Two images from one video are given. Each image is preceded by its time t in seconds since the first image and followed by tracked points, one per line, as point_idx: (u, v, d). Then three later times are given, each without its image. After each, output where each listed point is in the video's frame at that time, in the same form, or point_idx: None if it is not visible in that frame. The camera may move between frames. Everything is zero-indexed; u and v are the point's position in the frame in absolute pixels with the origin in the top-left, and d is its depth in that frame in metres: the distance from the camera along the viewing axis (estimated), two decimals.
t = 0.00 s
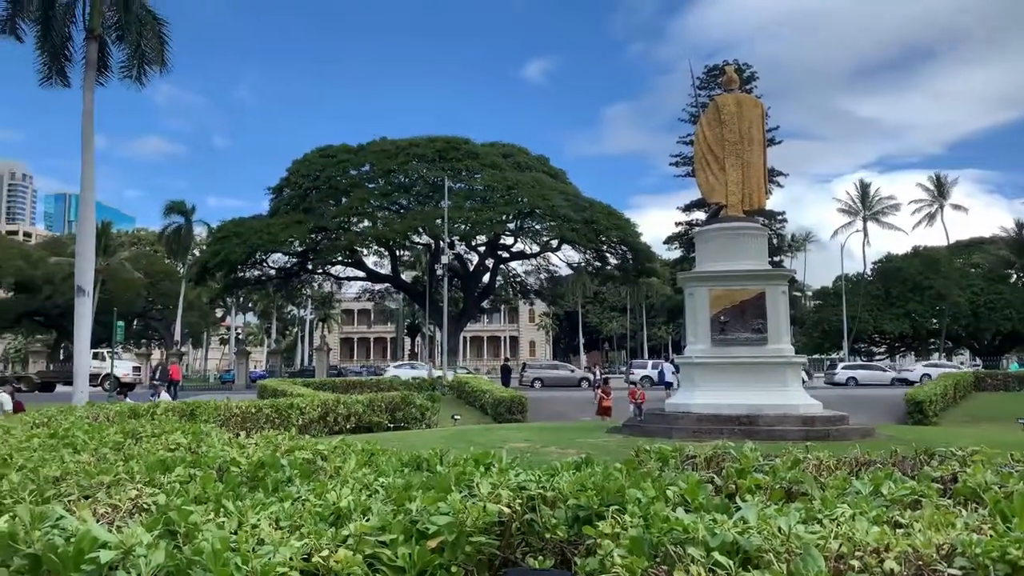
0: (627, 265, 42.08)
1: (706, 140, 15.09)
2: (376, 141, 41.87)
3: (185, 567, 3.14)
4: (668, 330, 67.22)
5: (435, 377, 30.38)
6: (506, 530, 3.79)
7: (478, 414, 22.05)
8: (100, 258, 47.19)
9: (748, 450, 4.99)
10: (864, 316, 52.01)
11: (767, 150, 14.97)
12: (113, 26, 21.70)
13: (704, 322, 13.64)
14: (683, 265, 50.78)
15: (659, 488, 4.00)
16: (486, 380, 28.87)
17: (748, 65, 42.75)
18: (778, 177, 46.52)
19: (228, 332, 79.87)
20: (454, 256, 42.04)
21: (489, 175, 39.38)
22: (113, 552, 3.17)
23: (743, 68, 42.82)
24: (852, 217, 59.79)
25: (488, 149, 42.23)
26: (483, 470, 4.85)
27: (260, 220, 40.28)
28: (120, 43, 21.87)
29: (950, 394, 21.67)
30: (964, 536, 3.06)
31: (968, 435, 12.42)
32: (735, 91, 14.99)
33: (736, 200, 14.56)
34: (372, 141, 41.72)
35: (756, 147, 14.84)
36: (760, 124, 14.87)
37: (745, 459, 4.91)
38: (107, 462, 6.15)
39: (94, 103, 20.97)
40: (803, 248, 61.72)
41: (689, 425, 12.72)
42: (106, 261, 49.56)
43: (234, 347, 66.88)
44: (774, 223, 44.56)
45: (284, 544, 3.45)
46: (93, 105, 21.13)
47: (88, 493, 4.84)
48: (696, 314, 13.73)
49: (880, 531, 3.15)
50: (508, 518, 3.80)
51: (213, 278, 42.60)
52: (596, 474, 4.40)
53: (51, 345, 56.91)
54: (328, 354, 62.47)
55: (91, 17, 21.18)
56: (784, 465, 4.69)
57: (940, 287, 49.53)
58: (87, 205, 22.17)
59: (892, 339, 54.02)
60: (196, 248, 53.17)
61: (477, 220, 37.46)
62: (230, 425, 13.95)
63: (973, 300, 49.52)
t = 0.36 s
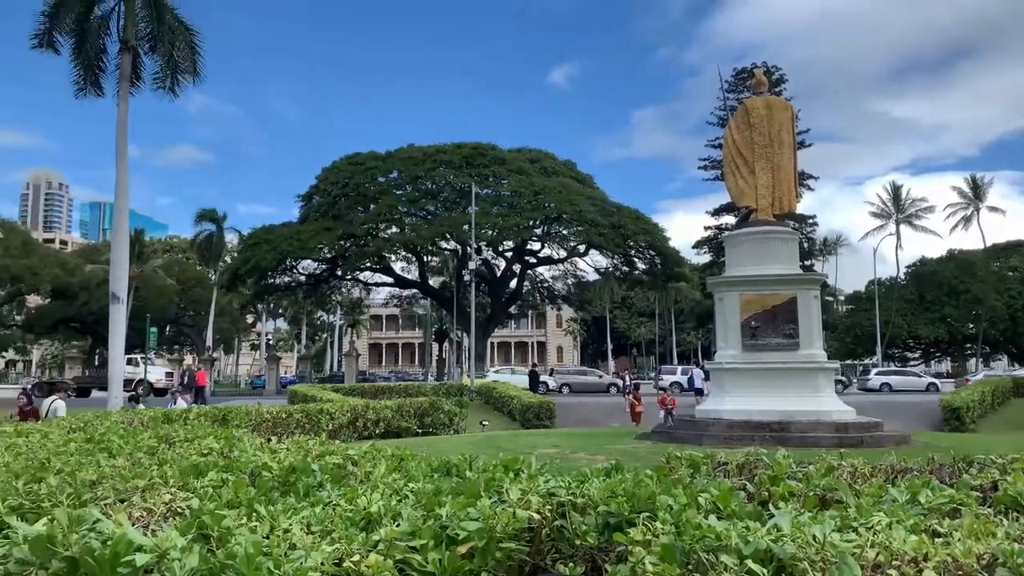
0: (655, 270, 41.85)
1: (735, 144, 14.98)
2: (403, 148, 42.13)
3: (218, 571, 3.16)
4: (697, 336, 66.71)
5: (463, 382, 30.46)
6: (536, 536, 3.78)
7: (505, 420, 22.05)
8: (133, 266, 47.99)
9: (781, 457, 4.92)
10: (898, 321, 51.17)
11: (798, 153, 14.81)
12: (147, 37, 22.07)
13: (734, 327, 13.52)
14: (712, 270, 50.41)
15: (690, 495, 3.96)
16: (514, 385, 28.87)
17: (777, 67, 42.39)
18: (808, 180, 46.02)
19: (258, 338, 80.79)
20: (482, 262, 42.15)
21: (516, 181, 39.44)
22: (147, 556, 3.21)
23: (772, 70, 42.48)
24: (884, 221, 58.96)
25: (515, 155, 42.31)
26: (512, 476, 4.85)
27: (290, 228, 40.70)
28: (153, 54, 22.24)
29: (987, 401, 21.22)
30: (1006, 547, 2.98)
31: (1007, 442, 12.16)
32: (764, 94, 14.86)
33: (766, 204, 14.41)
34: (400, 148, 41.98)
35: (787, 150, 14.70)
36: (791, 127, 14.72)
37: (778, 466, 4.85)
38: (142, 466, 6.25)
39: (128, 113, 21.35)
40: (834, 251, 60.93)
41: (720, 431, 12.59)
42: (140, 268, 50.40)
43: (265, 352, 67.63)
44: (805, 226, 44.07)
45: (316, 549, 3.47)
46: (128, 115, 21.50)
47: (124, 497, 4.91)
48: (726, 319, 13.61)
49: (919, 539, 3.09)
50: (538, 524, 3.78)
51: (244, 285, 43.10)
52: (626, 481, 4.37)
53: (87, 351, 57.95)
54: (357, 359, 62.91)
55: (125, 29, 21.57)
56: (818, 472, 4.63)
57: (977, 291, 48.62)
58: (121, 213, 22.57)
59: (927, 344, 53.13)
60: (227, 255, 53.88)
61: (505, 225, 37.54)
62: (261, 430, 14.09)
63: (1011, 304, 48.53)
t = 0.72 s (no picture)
0: (684, 275, 41.57)
1: (765, 148, 14.85)
2: (431, 155, 42.35)
3: None
4: (727, 342, 66.11)
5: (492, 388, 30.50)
6: (567, 545, 3.77)
7: (534, 426, 22.01)
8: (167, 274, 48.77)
9: (816, 465, 4.86)
10: (934, 325, 50.29)
11: (830, 156, 14.64)
12: (180, 49, 22.46)
13: (766, 333, 13.38)
14: (743, 275, 49.97)
15: (723, 503, 3.92)
16: (543, 392, 28.83)
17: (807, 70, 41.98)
18: (840, 183, 45.44)
19: (289, 345, 81.62)
20: (510, 268, 42.21)
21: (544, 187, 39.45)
22: (183, 561, 3.25)
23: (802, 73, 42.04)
24: (918, 224, 58.00)
25: (542, 161, 42.34)
26: (543, 483, 4.84)
27: (320, 236, 41.08)
28: (186, 65, 22.61)
29: None
30: None
31: None
32: (795, 98, 14.70)
33: (797, 208, 14.28)
34: (428, 156, 42.20)
35: (818, 154, 14.54)
36: (822, 131, 14.56)
37: (812, 473, 4.79)
38: (176, 472, 6.34)
39: (162, 124, 21.72)
40: (867, 256, 60.06)
41: (752, 439, 12.46)
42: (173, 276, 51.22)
43: (295, 359, 68.30)
44: (837, 230, 43.48)
45: (348, 555, 3.49)
46: (161, 125, 21.88)
47: (160, 503, 4.99)
48: (757, 325, 13.48)
49: (960, 550, 3.03)
50: (569, 532, 3.77)
51: (275, 292, 43.57)
52: (658, 489, 4.34)
53: (122, 358, 58.94)
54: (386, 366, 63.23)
55: (158, 41, 22.01)
56: (853, 480, 4.56)
57: (1015, 296, 47.60)
58: (153, 223, 22.93)
59: (964, 349, 52.11)
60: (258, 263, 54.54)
61: (532, 231, 37.56)
62: (292, 436, 14.20)
63: None
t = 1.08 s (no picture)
0: (712, 278, 41.29)
1: (793, 150, 14.73)
2: (456, 160, 42.49)
3: None
4: (755, 346, 65.48)
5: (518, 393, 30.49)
6: (595, 549, 3.75)
7: (560, 430, 21.97)
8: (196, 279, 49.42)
9: (848, 471, 4.79)
10: (967, 330, 49.42)
11: (860, 158, 14.44)
12: (209, 56, 22.77)
13: (795, 337, 13.24)
14: (771, 278, 49.50)
15: (754, 510, 3.88)
16: (569, 397, 28.76)
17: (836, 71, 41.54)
18: (869, 185, 44.85)
19: (316, 349, 82.29)
20: (535, 272, 42.21)
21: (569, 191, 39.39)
22: (215, 562, 3.29)
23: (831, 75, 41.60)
24: (951, 226, 57.07)
25: (568, 165, 42.31)
26: (572, 488, 4.82)
27: (347, 240, 41.37)
28: (215, 72, 22.93)
29: None
30: None
31: None
32: (824, 100, 14.55)
33: (826, 211, 14.13)
34: (453, 161, 42.34)
35: (848, 156, 14.36)
36: (851, 132, 14.37)
37: (845, 479, 4.72)
38: (207, 474, 6.41)
39: (191, 130, 22.04)
40: (898, 259, 59.20)
41: (781, 444, 12.33)
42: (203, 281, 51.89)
43: (322, 363, 68.84)
44: (867, 233, 42.92)
45: (377, 558, 3.51)
46: (191, 132, 22.20)
47: (191, 505, 5.05)
48: (787, 329, 13.34)
49: (996, 559, 2.97)
50: (598, 538, 3.76)
51: (302, 296, 43.95)
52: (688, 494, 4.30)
53: (153, 361, 59.78)
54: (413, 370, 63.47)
55: (188, 49, 22.36)
56: (887, 487, 4.49)
57: None
58: (183, 228, 23.27)
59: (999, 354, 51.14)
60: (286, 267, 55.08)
61: (557, 235, 37.55)
62: (320, 439, 14.32)
63: None
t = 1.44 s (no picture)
0: (739, 280, 40.93)
1: (822, 151, 14.57)
2: (481, 163, 42.54)
3: None
4: (783, 349, 64.75)
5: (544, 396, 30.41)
6: (625, 553, 3.72)
7: (586, 434, 21.88)
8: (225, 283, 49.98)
9: (881, 476, 4.72)
10: (1002, 332, 48.45)
11: (890, 158, 14.26)
12: (236, 62, 23.03)
13: (825, 340, 13.10)
14: (799, 280, 48.95)
15: (787, 515, 3.84)
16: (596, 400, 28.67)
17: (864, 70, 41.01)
18: (899, 185, 44.22)
19: (343, 352, 82.83)
20: (560, 275, 42.13)
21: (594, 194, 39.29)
22: (246, 564, 3.31)
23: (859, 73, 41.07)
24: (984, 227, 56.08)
25: (592, 167, 42.19)
26: (601, 493, 4.80)
27: (372, 245, 41.59)
28: (242, 78, 23.18)
29: None
30: None
31: None
32: (852, 100, 14.40)
33: (856, 211, 13.93)
34: (478, 164, 42.40)
35: (878, 156, 14.18)
36: (881, 132, 14.20)
37: (879, 484, 4.66)
38: (236, 477, 6.47)
39: (219, 136, 22.31)
40: (930, 260, 58.26)
41: (812, 448, 12.18)
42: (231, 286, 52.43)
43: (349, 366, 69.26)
44: (897, 234, 42.30)
45: (407, 561, 3.51)
46: (218, 137, 22.47)
47: (222, 507, 5.10)
48: (816, 332, 13.20)
49: None
50: (628, 541, 3.73)
51: (329, 300, 44.24)
52: (718, 498, 4.26)
53: (182, 365, 60.53)
54: (439, 373, 63.63)
55: (216, 55, 22.64)
56: (922, 492, 4.42)
57: None
58: (212, 233, 23.57)
59: None
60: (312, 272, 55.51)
61: (582, 238, 37.47)
62: (348, 442, 14.37)
63: None
